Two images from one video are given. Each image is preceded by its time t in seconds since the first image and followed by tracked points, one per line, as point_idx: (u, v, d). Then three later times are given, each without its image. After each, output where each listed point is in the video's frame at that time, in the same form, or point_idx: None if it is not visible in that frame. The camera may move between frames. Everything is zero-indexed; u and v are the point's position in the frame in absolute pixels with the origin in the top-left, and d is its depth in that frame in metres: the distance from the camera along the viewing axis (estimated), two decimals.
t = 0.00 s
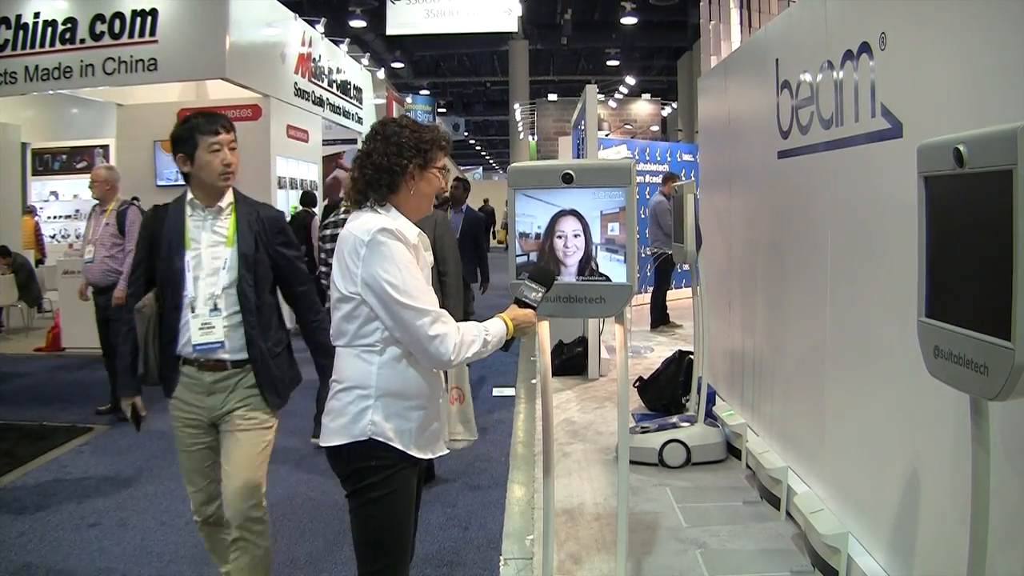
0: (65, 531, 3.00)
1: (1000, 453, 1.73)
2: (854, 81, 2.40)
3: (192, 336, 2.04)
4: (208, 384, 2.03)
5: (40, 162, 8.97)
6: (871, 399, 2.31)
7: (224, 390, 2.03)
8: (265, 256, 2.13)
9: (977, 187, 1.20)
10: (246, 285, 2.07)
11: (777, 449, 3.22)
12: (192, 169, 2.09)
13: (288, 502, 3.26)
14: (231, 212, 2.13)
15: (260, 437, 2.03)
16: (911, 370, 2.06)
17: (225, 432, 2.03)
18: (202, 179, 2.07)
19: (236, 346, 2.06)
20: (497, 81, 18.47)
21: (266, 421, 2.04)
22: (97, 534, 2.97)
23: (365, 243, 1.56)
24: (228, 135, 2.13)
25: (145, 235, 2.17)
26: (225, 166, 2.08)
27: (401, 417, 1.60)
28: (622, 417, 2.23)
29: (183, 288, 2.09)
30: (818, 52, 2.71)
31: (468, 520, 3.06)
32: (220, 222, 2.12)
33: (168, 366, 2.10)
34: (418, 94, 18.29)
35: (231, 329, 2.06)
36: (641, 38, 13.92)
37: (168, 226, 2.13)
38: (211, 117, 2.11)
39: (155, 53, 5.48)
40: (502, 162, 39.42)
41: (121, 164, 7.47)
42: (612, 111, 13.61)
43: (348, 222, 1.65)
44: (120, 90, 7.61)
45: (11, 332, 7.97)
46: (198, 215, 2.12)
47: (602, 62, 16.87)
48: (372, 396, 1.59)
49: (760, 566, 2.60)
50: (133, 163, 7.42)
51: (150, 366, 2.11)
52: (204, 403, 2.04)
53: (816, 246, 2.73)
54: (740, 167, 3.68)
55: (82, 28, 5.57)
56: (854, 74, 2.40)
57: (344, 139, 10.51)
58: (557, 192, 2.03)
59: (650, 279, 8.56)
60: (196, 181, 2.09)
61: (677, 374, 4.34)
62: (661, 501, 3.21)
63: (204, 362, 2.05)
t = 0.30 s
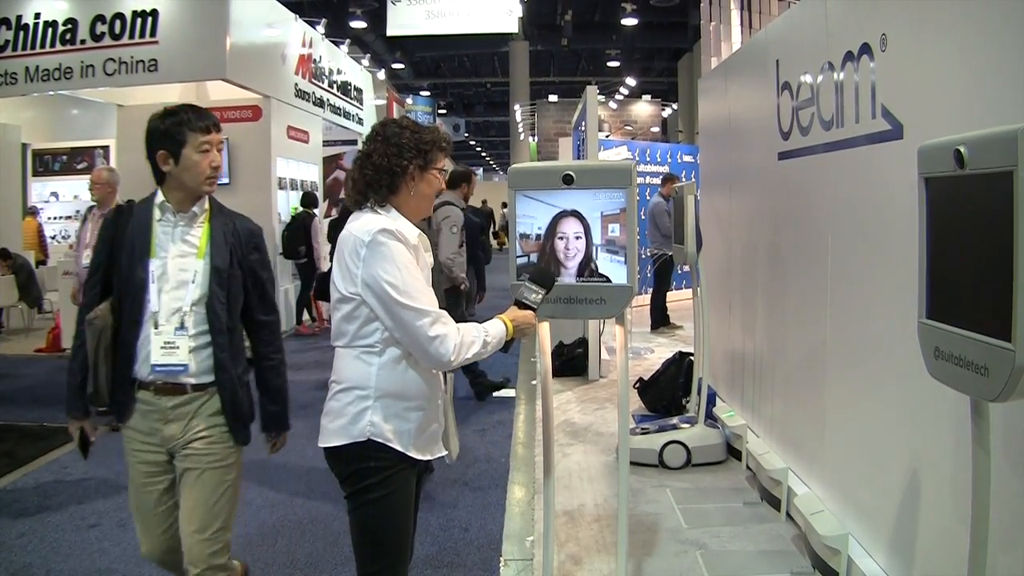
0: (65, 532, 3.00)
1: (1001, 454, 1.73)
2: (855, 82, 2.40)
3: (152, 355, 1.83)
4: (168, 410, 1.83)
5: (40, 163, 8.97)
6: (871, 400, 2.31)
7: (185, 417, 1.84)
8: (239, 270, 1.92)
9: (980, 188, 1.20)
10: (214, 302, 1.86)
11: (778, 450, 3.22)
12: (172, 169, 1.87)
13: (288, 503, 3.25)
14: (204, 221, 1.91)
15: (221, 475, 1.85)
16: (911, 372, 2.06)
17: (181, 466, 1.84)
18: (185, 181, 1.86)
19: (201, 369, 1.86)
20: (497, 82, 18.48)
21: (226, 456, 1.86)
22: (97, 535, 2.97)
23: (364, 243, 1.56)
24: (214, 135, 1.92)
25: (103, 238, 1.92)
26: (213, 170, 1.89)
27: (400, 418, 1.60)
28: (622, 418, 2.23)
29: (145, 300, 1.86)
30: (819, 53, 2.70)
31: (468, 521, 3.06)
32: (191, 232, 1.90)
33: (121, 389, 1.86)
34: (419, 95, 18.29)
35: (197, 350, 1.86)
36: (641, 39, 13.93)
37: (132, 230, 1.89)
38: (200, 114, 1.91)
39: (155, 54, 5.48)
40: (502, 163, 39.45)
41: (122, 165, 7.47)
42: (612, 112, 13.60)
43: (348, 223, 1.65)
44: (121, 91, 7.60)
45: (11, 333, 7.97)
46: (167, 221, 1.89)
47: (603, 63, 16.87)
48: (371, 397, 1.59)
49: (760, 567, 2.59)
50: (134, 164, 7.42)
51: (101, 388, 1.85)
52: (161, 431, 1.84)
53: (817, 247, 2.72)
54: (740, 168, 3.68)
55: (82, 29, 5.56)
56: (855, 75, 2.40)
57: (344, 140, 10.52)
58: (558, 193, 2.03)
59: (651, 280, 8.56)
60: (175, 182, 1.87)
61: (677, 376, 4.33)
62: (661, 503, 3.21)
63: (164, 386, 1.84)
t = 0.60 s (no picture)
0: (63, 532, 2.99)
1: (1000, 454, 1.73)
2: (854, 82, 2.39)
3: (113, 366, 1.63)
4: (127, 429, 1.62)
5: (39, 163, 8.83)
6: (870, 399, 2.31)
7: (150, 436, 1.64)
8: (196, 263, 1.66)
9: (978, 188, 1.20)
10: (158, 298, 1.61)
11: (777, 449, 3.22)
12: (126, 156, 1.66)
13: (287, 504, 3.25)
14: (156, 213, 1.67)
15: (192, 504, 1.66)
16: (911, 372, 2.06)
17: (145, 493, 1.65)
18: (140, 169, 1.65)
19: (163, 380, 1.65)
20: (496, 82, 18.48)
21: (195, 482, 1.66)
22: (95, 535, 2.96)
23: (362, 243, 1.56)
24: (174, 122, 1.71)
25: (43, 236, 1.67)
26: (173, 158, 1.69)
27: (398, 417, 1.60)
28: (620, 418, 2.22)
29: (99, 304, 1.64)
30: (818, 53, 2.70)
31: (467, 520, 3.06)
32: (143, 225, 1.66)
33: (69, 403, 1.64)
34: (417, 95, 18.30)
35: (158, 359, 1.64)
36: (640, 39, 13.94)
37: (79, 225, 1.66)
38: (158, 96, 1.70)
39: (154, 54, 5.48)
40: (501, 163, 39.46)
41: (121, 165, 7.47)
42: (611, 112, 13.60)
43: (346, 223, 1.65)
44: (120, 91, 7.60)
45: (10, 333, 7.96)
46: (117, 215, 1.66)
47: (602, 63, 16.88)
48: (369, 396, 1.59)
49: (759, 567, 2.59)
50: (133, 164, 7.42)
51: (42, 404, 1.62)
52: (120, 452, 1.63)
53: (816, 247, 2.72)
54: (739, 168, 3.69)
55: (81, 29, 5.55)
56: (854, 75, 2.40)
57: (343, 140, 10.52)
58: (557, 192, 2.03)
59: (649, 280, 8.57)
60: (127, 170, 1.65)
61: (676, 375, 4.33)
62: (659, 502, 3.21)
63: (123, 401, 1.63)
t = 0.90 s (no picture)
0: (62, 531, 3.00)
1: (999, 454, 1.73)
2: (852, 82, 2.39)
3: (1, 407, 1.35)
4: (31, 479, 1.36)
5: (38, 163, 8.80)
6: (868, 398, 2.31)
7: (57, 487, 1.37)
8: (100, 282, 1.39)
9: (976, 187, 1.20)
10: (64, 320, 1.35)
11: (775, 449, 3.21)
12: None
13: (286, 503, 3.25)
14: (48, 227, 1.38)
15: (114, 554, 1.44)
16: (909, 372, 2.05)
17: (53, 551, 1.39)
18: (12, 177, 1.35)
19: (62, 421, 1.36)
20: (494, 82, 18.47)
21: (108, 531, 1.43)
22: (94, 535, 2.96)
23: (359, 243, 1.55)
24: (54, 116, 1.40)
25: None
26: (51, 162, 1.38)
27: (396, 417, 1.60)
28: (619, 418, 2.21)
29: None
30: (817, 53, 2.70)
31: (466, 520, 3.06)
32: (31, 240, 1.37)
33: None
34: (415, 95, 18.29)
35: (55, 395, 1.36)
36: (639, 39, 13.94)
37: None
38: (37, 87, 1.39)
39: (152, 54, 5.48)
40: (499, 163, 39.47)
41: (119, 165, 7.46)
42: (610, 112, 13.59)
43: (342, 223, 1.65)
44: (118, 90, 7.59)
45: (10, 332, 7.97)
46: (2, 231, 1.37)
47: (601, 64, 16.87)
48: (365, 396, 1.59)
49: (758, 566, 2.60)
50: (131, 163, 7.41)
51: None
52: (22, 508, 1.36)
53: (814, 246, 2.71)
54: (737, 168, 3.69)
55: (79, 28, 5.55)
56: (852, 75, 2.40)
57: (341, 139, 10.52)
58: (555, 192, 2.02)
59: (647, 280, 8.58)
60: (2, 181, 1.36)
61: (674, 375, 4.33)
62: (658, 501, 3.21)
63: (22, 443, 1.35)
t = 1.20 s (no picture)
0: (61, 531, 3.00)
1: (997, 453, 1.73)
2: (851, 82, 2.39)
3: None
4: None
5: (37, 163, 8.79)
6: (867, 398, 2.31)
7: None
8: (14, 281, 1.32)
9: (973, 187, 1.21)
10: (1, 340, 1.28)
11: (774, 449, 3.21)
12: None
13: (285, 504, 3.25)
14: None
15: None
16: (908, 372, 2.05)
17: None
18: None
19: None
20: (494, 82, 18.47)
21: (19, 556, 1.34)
22: (93, 535, 2.96)
23: (357, 242, 1.55)
24: None
25: None
26: None
27: (395, 416, 1.59)
28: (619, 418, 2.21)
29: None
30: (815, 53, 2.70)
31: (465, 520, 3.06)
32: None
33: None
34: (414, 95, 18.29)
35: None
36: (638, 38, 13.94)
37: None
38: None
39: (151, 54, 5.47)
40: (498, 163, 39.47)
41: (118, 165, 7.46)
42: (609, 112, 13.59)
43: (342, 223, 1.65)
44: (117, 91, 7.58)
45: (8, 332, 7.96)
46: None
47: (600, 64, 16.87)
48: (365, 395, 1.59)
49: (757, 565, 2.60)
50: (130, 164, 7.41)
51: None
52: None
53: (814, 246, 2.71)
54: (736, 168, 3.69)
55: (78, 28, 5.55)
56: (851, 75, 2.40)
57: (340, 140, 10.53)
58: (554, 192, 2.02)
59: (646, 280, 8.59)
60: None
61: (674, 375, 4.33)
62: (657, 501, 3.22)
63: None
